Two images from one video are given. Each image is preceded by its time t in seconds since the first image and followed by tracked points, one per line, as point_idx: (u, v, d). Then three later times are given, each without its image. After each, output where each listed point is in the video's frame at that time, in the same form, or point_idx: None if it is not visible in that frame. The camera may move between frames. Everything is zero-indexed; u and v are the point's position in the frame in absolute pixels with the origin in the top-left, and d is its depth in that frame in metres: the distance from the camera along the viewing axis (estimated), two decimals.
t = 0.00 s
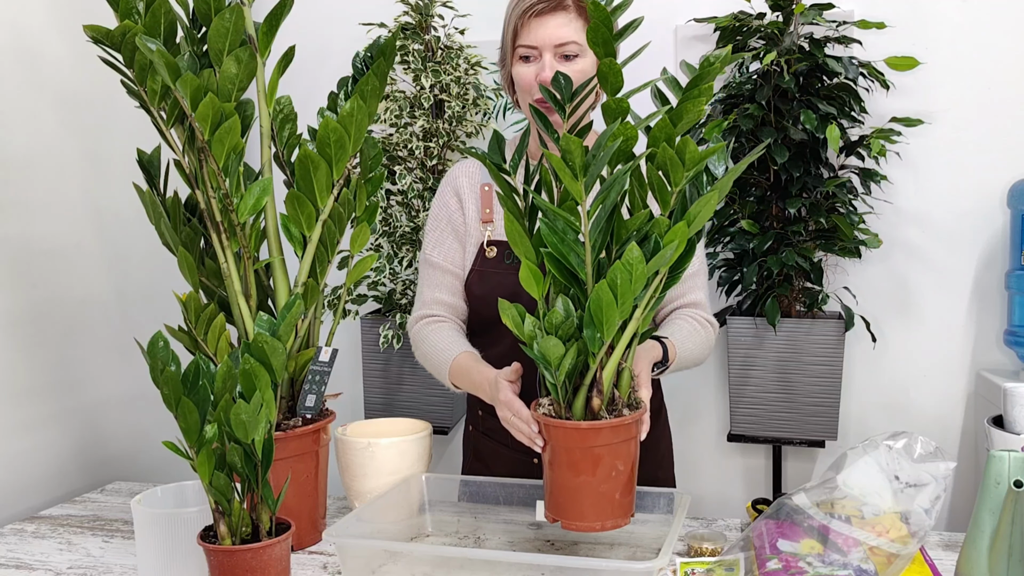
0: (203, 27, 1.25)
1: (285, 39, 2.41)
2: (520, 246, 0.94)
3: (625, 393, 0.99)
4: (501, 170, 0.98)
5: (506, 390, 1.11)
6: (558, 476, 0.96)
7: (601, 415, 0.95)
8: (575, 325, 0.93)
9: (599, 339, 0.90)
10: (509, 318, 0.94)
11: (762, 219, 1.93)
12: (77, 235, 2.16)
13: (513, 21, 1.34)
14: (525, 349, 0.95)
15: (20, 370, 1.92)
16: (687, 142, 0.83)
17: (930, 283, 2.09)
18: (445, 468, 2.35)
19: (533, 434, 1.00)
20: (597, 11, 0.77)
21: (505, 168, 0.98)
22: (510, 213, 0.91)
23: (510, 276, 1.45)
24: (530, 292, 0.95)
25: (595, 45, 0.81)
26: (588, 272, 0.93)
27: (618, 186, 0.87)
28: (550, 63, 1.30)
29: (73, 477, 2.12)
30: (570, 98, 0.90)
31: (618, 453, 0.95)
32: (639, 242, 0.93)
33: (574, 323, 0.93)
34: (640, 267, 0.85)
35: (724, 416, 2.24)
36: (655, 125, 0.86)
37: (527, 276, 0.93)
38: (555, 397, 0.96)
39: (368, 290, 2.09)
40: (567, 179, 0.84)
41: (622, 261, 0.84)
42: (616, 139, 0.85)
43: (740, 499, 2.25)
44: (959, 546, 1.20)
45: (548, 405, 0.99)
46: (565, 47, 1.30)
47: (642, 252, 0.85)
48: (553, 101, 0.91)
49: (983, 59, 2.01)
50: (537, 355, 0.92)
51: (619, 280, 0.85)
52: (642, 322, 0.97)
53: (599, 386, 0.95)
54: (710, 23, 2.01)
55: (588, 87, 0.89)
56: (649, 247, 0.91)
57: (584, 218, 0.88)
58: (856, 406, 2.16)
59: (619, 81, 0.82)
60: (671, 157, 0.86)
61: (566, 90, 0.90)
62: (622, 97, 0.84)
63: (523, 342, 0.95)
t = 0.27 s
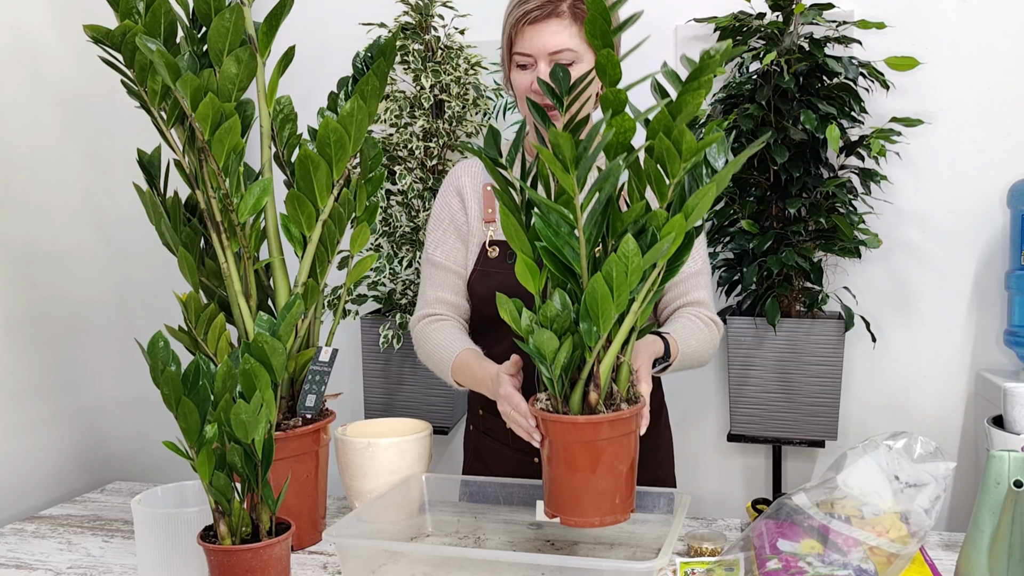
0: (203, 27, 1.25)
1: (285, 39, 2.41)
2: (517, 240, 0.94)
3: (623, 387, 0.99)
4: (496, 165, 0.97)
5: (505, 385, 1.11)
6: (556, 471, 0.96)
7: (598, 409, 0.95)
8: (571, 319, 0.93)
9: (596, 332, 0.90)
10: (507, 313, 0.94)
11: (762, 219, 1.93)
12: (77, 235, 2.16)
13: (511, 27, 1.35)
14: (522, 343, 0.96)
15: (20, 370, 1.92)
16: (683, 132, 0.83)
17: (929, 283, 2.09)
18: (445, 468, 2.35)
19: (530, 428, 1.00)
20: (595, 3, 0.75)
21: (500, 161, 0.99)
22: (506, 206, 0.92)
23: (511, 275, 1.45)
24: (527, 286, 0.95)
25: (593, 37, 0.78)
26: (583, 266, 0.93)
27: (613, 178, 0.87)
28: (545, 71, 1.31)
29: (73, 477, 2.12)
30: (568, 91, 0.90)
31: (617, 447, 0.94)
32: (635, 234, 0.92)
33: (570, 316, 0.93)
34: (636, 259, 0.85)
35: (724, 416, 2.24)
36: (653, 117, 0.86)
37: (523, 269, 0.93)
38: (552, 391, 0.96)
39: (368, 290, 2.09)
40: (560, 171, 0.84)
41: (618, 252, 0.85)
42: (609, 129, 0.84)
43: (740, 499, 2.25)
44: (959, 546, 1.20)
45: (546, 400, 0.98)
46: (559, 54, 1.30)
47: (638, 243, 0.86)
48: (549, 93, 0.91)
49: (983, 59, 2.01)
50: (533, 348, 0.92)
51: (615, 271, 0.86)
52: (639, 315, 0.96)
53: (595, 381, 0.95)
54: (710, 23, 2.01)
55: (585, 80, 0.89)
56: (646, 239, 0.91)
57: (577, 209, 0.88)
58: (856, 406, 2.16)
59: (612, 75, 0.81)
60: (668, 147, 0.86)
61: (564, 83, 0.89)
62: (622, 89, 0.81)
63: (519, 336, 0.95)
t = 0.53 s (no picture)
0: (203, 27, 1.25)
1: (285, 39, 2.41)
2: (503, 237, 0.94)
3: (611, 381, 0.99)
4: (484, 161, 0.96)
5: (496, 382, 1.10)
6: (546, 469, 0.96)
7: (587, 406, 0.94)
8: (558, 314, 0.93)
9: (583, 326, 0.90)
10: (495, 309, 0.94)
11: (762, 219, 1.93)
12: (76, 235, 2.16)
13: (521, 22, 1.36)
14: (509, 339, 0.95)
15: (20, 370, 1.92)
16: (663, 123, 0.83)
17: (929, 284, 2.09)
18: (445, 468, 2.35)
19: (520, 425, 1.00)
20: None
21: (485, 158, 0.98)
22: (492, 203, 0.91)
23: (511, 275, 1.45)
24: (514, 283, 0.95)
25: (571, 30, 0.78)
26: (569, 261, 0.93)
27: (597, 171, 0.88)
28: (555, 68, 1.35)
29: (73, 477, 2.12)
30: (553, 87, 0.91)
31: (610, 444, 0.94)
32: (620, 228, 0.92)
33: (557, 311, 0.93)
34: (621, 251, 0.85)
35: (725, 416, 2.24)
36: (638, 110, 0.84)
37: (510, 266, 0.93)
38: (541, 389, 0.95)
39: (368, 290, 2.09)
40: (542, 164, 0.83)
41: (603, 245, 0.84)
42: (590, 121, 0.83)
43: (741, 499, 2.25)
44: (959, 546, 1.20)
45: (535, 397, 0.98)
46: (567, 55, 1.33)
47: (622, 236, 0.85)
48: (535, 89, 0.92)
49: (983, 59, 2.01)
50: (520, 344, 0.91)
51: (600, 264, 0.85)
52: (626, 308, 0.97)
53: (583, 377, 0.94)
54: (710, 23, 2.01)
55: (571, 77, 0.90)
56: (631, 231, 0.91)
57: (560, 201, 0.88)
58: (856, 406, 2.16)
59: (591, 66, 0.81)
60: (649, 139, 0.85)
61: (547, 78, 0.90)
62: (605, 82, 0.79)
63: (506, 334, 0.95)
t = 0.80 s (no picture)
0: (203, 27, 1.25)
1: (285, 39, 2.41)
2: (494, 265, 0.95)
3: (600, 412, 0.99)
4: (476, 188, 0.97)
5: (490, 404, 1.09)
6: (535, 496, 0.97)
7: (574, 437, 0.95)
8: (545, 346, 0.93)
9: (568, 360, 0.90)
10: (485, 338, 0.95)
11: (762, 218, 1.93)
12: (76, 234, 2.16)
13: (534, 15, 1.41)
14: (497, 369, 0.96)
15: (20, 370, 1.92)
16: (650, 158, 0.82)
17: (929, 284, 2.09)
18: (445, 468, 2.35)
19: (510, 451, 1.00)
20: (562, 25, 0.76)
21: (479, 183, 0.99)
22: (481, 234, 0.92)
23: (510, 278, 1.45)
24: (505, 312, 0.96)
25: (561, 60, 0.79)
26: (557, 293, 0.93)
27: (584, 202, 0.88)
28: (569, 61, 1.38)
29: (72, 477, 2.12)
30: (547, 113, 0.92)
31: (599, 473, 0.95)
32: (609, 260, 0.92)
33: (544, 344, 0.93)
34: (605, 288, 0.85)
35: (725, 416, 2.24)
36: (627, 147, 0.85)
37: (498, 296, 0.93)
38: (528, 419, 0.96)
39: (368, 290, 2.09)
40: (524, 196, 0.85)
41: (587, 282, 0.85)
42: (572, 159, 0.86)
43: (741, 499, 2.25)
44: (959, 546, 1.20)
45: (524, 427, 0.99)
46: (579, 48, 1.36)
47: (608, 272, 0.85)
48: (531, 115, 0.93)
49: (983, 59, 2.01)
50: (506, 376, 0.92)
51: (584, 300, 0.86)
52: (615, 340, 0.97)
53: (570, 409, 0.94)
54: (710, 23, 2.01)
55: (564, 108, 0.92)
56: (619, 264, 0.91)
57: (545, 236, 0.90)
58: (856, 406, 2.16)
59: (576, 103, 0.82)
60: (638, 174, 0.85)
61: (542, 104, 0.92)
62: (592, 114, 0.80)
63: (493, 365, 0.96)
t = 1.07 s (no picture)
0: (203, 27, 1.25)
1: (285, 39, 2.41)
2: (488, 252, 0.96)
3: (592, 401, 0.98)
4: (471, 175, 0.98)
5: (484, 395, 1.09)
6: (528, 486, 0.96)
7: (567, 426, 0.94)
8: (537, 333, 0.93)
9: (561, 347, 0.90)
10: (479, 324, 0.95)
11: (762, 219, 1.93)
12: (76, 235, 2.16)
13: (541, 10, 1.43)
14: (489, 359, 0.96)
15: (20, 370, 1.92)
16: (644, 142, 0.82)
17: (930, 284, 2.09)
18: (445, 468, 2.35)
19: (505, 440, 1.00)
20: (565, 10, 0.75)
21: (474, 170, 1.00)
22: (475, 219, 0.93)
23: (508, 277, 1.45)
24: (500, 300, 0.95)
25: (563, 43, 0.79)
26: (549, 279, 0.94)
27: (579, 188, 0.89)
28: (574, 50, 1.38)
29: (73, 477, 2.13)
30: (546, 101, 0.93)
31: (593, 465, 0.94)
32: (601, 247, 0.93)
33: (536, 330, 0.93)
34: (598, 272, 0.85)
35: (725, 416, 2.24)
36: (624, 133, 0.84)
37: (494, 283, 0.92)
38: (520, 407, 0.96)
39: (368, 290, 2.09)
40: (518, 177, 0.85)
41: (580, 264, 0.85)
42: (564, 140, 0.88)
43: (740, 499, 2.25)
44: (959, 546, 1.20)
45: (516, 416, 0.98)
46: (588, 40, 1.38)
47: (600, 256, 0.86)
48: (531, 102, 0.94)
49: (983, 59, 2.01)
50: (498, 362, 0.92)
51: (577, 285, 0.86)
52: (608, 328, 0.97)
53: (562, 397, 0.94)
54: (710, 23, 2.01)
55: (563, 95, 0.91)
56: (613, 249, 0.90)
57: (538, 218, 0.89)
58: (856, 406, 2.16)
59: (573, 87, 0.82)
60: (633, 158, 0.85)
61: (542, 91, 0.93)
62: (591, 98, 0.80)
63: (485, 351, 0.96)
